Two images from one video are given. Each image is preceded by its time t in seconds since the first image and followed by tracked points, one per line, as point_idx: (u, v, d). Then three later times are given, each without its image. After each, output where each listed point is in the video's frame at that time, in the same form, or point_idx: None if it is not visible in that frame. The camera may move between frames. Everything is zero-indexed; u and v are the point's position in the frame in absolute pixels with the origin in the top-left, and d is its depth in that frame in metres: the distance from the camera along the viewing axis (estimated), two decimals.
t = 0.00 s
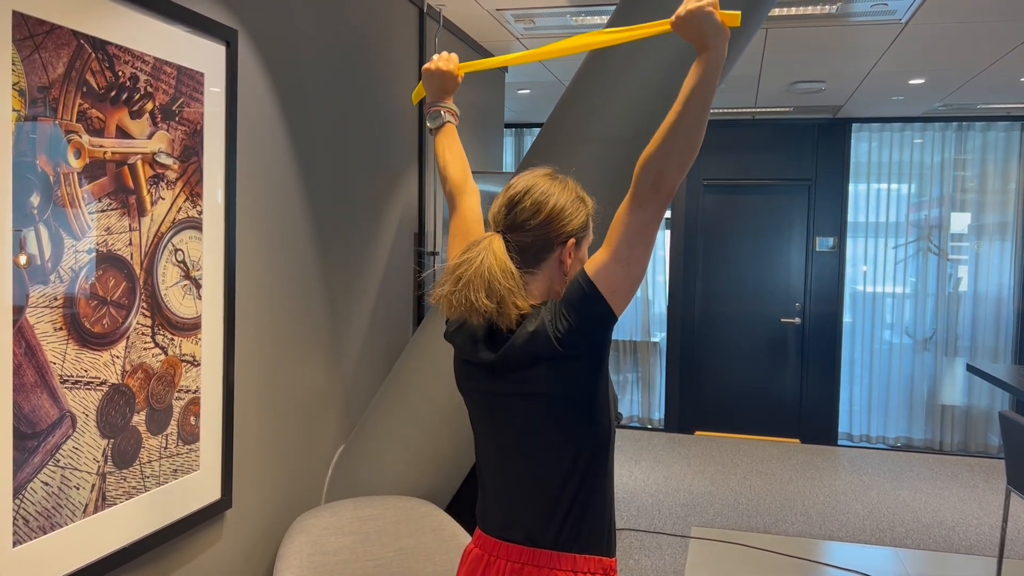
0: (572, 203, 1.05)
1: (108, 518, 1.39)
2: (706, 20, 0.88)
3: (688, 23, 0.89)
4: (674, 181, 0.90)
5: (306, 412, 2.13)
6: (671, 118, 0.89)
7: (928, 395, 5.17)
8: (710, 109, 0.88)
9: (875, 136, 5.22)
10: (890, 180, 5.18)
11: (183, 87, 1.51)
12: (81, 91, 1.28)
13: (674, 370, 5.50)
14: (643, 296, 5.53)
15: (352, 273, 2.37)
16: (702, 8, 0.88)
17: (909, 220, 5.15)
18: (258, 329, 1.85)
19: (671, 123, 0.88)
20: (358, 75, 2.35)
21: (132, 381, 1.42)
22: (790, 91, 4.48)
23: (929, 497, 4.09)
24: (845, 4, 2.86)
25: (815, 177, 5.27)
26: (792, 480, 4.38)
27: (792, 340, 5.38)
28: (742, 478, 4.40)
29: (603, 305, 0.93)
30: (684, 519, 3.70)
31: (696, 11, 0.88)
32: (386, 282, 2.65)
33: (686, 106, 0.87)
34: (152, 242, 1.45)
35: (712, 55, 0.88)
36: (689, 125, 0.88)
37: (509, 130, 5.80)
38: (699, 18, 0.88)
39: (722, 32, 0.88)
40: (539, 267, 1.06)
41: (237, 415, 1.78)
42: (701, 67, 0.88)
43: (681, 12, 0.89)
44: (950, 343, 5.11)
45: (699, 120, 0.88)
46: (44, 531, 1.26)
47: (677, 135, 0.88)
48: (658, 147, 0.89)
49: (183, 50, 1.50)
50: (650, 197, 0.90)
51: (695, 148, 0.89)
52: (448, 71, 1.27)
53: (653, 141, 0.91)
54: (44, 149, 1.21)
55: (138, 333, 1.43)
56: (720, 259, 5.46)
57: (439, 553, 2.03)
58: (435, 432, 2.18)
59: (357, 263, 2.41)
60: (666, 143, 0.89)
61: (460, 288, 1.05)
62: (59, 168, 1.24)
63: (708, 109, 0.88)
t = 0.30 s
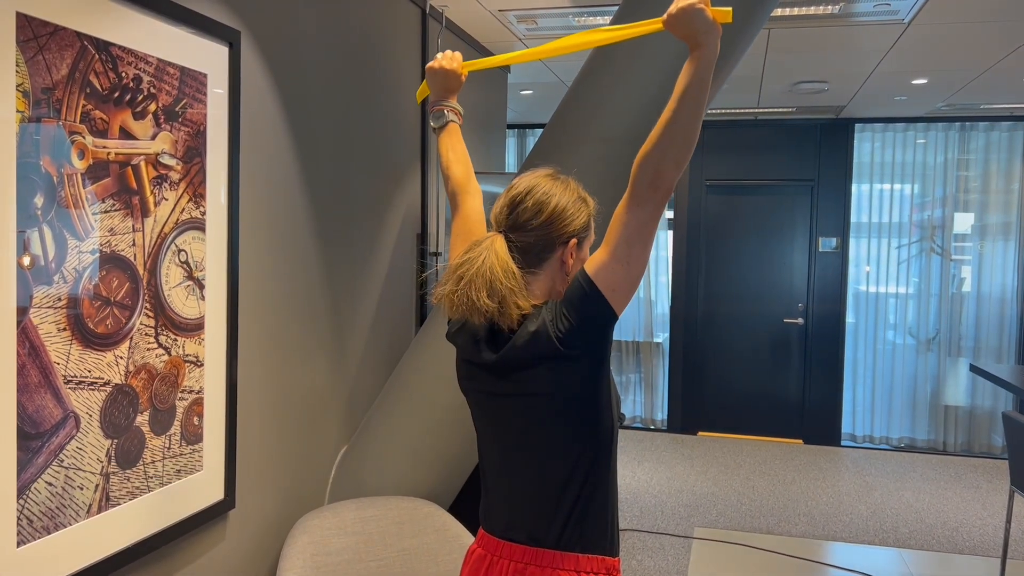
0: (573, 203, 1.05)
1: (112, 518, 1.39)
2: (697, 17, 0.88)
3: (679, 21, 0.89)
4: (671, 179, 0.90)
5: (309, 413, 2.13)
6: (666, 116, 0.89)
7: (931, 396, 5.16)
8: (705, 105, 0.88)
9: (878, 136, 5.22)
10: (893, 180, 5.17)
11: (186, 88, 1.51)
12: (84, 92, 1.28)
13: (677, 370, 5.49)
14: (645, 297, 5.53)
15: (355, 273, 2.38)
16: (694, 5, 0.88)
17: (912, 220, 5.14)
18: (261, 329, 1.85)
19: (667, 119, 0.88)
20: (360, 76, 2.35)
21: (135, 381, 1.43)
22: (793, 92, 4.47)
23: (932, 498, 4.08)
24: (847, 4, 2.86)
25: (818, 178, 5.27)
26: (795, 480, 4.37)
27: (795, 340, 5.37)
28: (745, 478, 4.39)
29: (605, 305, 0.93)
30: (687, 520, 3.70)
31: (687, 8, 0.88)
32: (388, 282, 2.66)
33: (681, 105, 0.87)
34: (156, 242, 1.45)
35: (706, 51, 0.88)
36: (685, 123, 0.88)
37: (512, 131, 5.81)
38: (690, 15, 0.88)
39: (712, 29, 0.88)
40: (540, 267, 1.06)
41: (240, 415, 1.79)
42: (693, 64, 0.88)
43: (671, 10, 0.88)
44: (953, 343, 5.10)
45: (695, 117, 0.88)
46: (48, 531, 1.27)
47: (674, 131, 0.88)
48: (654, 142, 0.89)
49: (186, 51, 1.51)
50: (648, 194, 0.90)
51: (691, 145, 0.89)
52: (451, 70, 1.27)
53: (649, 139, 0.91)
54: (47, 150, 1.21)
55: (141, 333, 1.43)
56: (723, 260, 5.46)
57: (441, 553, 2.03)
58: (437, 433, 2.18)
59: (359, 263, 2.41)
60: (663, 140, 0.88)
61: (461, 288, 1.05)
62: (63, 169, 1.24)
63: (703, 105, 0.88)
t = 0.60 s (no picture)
0: (572, 204, 1.05)
1: (116, 518, 1.40)
2: (702, 20, 0.88)
3: (683, 25, 0.89)
4: (676, 182, 0.90)
5: (312, 413, 2.13)
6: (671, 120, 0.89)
7: (934, 396, 5.15)
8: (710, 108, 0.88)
9: (880, 136, 5.21)
10: (896, 181, 5.17)
11: (189, 90, 1.51)
12: (88, 94, 1.28)
13: (680, 371, 5.49)
14: (648, 297, 5.54)
15: (357, 274, 2.38)
16: (698, 8, 0.88)
17: (915, 221, 5.14)
18: (264, 330, 1.85)
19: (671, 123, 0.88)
20: (363, 77, 2.36)
21: (139, 382, 1.43)
22: (795, 92, 4.47)
23: (935, 498, 4.07)
24: (850, 4, 2.86)
25: (821, 178, 5.26)
26: (797, 481, 4.36)
27: (798, 340, 5.36)
28: (748, 479, 4.39)
29: (605, 305, 0.93)
30: (690, 521, 3.69)
31: (691, 12, 0.88)
32: (391, 283, 2.66)
33: (684, 108, 0.87)
34: (159, 243, 1.46)
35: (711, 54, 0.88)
36: (689, 126, 0.88)
37: (515, 132, 5.81)
38: (693, 19, 0.88)
39: (717, 32, 0.88)
40: (541, 268, 1.06)
41: (244, 415, 1.79)
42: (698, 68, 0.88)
43: (674, 15, 0.89)
44: (957, 343, 5.09)
45: (700, 120, 0.88)
46: (52, 530, 1.27)
47: (678, 135, 0.88)
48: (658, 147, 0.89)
49: (190, 52, 1.51)
50: (651, 199, 0.90)
51: (697, 149, 0.90)
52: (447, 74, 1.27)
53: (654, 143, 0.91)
54: (51, 152, 1.22)
55: (145, 334, 1.44)
56: (725, 260, 5.46)
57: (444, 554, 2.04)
58: (440, 433, 2.18)
59: (362, 264, 2.41)
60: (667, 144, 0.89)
61: (463, 289, 1.05)
62: (67, 171, 1.25)
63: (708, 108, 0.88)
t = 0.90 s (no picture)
0: (583, 206, 1.05)
1: (120, 518, 1.40)
2: (715, 42, 0.84)
3: (696, 48, 0.85)
4: (698, 212, 0.87)
5: (316, 414, 2.14)
6: (689, 148, 0.85)
7: (937, 397, 5.14)
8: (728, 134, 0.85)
9: (883, 136, 5.20)
10: (899, 181, 5.16)
11: (193, 91, 1.52)
12: (92, 95, 1.29)
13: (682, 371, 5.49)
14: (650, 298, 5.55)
15: (361, 274, 2.38)
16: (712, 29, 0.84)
17: (918, 221, 5.13)
18: (267, 331, 1.86)
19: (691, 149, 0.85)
20: (367, 78, 2.36)
21: (143, 382, 1.44)
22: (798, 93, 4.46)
23: (939, 499, 4.07)
24: (853, 4, 2.86)
25: (824, 178, 5.25)
26: (800, 482, 4.36)
27: (801, 341, 5.36)
28: (750, 480, 4.38)
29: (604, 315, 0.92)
30: (693, 521, 3.69)
31: (703, 34, 0.84)
32: (394, 283, 2.66)
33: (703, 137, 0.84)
34: (163, 244, 1.46)
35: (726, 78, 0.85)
36: (709, 154, 0.85)
37: (517, 132, 5.82)
38: (707, 42, 0.84)
39: (730, 52, 0.85)
40: (548, 268, 1.06)
41: (247, 415, 1.79)
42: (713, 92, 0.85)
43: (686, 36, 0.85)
44: (960, 344, 5.08)
45: (720, 145, 0.85)
46: (56, 530, 1.27)
47: (698, 161, 0.85)
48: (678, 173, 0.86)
49: (193, 53, 1.51)
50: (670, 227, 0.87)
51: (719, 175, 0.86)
52: (440, 93, 1.26)
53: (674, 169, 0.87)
54: (56, 153, 1.22)
55: (148, 334, 1.44)
56: (727, 261, 5.45)
57: (447, 555, 2.04)
58: (443, 434, 2.18)
59: (365, 264, 2.41)
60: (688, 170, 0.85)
61: (469, 281, 1.05)
62: (71, 172, 1.25)
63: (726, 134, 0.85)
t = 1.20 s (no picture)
0: (597, 211, 1.06)
1: (123, 517, 1.40)
2: (687, 128, 0.78)
3: (669, 136, 0.80)
4: (715, 303, 0.82)
5: (318, 414, 2.14)
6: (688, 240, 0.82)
7: (939, 397, 5.13)
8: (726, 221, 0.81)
9: (886, 136, 5.19)
10: (902, 181, 5.15)
11: (196, 90, 1.52)
12: (96, 95, 1.29)
13: (684, 371, 5.48)
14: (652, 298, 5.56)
15: (363, 274, 2.38)
16: (683, 115, 0.79)
17: (920, 222, 5.13)
18: (270, 330, 1.86)
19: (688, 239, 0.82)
20: (369, 78, 2.36)
21: (145, 381, 1.44)
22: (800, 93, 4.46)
23: (941, 500, 4.06)
24: (855, 4, 2.85)
25: (826, 179, 5.25)
26: (802, 482, 4.35)
27: (803, 341, 5.35)
28: (752, 480, 4.38)
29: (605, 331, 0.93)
30: (694, 522, 3.69)
31: (675, 122, 0.79)
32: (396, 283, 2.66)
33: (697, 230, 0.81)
34: (165, 244, 1.46)
35: (708, 162, 0.80)
36: (708, 245, 0.81)
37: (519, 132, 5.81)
38: (680, 130, 0.78)
39: (707, 137, 0.79)
40: (559, 268, 1.07)
41: (249, 415, 1.80)
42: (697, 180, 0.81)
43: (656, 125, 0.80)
44: (962, 345, 5.08)
45: (719, 229, 0.81)
46: (59, 529, 1.28)
47: (696, 254, 0.81)
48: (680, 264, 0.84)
49: (196, 52, 1.51)
50: (676, 315, 0.84)
51: (727, 256, 0.82)
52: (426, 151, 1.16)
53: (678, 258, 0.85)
54: (59, 152, 1.22)
55: (151, 333, 1.44)
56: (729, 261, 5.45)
57: (448, 554, 2.04)
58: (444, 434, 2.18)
59: (367, 264, 2.41)
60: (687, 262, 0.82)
61: (485, 272, 1.05)
62: (74, 171, 1.25)
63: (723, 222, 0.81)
